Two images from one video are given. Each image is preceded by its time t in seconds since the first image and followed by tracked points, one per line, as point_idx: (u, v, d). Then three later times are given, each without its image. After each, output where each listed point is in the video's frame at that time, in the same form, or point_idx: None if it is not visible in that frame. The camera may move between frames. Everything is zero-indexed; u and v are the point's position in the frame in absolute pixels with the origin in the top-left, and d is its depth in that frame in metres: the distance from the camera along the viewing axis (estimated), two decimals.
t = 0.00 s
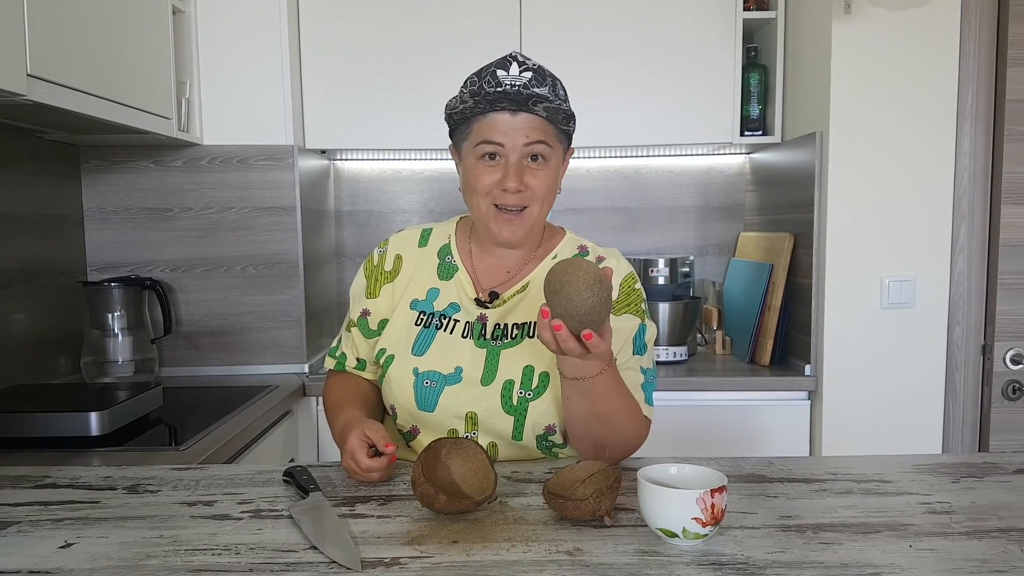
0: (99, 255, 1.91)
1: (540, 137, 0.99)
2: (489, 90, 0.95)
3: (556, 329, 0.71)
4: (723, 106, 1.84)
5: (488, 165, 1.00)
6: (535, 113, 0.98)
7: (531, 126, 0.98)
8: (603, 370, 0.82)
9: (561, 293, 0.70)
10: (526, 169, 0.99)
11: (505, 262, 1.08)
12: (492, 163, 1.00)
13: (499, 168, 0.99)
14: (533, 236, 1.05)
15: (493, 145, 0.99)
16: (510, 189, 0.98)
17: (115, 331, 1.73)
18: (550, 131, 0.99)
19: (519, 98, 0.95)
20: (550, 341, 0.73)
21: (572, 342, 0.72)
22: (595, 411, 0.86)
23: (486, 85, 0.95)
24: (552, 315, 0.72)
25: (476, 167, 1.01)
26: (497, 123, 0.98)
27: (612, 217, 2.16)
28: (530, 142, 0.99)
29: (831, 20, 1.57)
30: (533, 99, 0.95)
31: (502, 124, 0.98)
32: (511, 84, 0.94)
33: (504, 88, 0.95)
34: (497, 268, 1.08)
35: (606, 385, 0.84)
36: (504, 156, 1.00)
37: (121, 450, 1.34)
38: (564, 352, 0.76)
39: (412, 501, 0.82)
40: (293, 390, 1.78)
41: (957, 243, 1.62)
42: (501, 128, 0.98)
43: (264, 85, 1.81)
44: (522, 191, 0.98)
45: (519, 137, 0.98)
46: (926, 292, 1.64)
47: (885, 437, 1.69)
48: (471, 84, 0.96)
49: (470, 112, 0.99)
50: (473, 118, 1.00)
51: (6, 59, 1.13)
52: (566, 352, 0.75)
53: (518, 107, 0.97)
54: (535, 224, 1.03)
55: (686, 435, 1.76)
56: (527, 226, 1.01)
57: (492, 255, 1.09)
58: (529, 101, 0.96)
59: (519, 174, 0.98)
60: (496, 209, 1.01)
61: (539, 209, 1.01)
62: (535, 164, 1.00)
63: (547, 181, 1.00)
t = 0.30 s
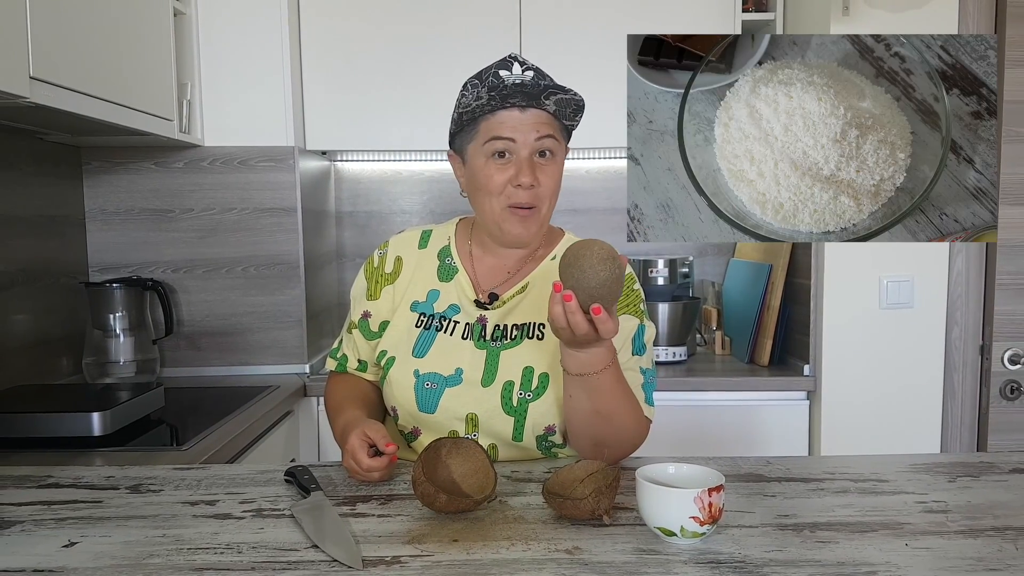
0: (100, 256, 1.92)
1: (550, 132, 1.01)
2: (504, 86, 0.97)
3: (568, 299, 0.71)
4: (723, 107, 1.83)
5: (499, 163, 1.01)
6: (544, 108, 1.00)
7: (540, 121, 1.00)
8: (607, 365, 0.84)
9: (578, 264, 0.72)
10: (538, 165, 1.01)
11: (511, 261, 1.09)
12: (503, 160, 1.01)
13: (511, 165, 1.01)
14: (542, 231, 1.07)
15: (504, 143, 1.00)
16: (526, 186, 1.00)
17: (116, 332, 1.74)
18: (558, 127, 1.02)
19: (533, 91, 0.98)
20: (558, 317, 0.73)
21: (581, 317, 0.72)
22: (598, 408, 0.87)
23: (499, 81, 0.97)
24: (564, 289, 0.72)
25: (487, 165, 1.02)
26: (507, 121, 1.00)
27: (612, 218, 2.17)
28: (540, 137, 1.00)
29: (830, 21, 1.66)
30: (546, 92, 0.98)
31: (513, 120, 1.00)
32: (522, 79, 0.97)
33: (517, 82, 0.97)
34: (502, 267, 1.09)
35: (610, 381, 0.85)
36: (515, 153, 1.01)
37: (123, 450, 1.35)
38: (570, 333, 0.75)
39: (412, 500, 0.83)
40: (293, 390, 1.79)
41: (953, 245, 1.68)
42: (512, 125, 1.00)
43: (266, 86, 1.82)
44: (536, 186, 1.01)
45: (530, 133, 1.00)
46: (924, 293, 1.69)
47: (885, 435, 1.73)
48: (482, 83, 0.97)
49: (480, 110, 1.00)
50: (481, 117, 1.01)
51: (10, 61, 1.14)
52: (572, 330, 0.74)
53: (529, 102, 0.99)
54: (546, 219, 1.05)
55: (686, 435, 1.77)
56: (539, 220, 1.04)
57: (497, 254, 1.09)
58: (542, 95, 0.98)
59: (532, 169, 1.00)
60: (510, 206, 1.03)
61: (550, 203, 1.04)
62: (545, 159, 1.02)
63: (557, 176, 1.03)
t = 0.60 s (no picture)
0: (99, 259, 1.92)
1: (547, 140, 1.01)
2: (501, 97, 0.96)
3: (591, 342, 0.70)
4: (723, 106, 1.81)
5: (497, 172, 1.01)
6: (541, 117, 0.99)
7: (537, 130, 1.00)
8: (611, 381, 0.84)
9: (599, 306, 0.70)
10: (536, 173, 1.01)
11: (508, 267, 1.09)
12: (500, 170, 1.01)
13: (509, 174, 1.01)
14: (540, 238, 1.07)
15: (502, 153, 1.00)
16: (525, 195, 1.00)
17: (115, 335, 1.73)
18: (556, 133, 1.02)
19: (530, 102, 0.97)
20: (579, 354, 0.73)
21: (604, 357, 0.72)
22: (599, 419, 0.87)
23: (496, 92, 0.96)
24: (585, 329, 0.72)
25: (484, 175, 1.02)
26: (504, 130, 0.99)
27: (611, 220, 2.17)
28: (538, 146, 1.00)
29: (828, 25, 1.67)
30: (543, 102, 0.97)
31: (510, 130, 0.99)
32: (518, 90, 0.97)
33: (513, 93, 0.96)
34: (498, 271, 1.09)
35: (613, 395, 0.85)
36: (513, 163, 1.01)
37: (120, 453, 1.35)
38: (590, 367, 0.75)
39: (408, 505, 0.83)
40: (292, 393, 1.79)
41: (952, 247, 1.69)
42: (509, 135, 0.99)
43: (264, 89, 1.82)
44: (535, 195, 1.01)
45: (528, 142, 1.00)
46: (921, 295, 1.70)
47: (883, 437, 1.73)
48: (478, 94, 0.97)
49: (477, 121, 0.99)
50: (478, 127, 1.00)
51: (9, 65, 1.14)
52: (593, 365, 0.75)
53: (526, 112, 0.98)
54: (544, 226, 1.05)
55: (684, 436, 1.77)
56: (538, 228, 1.04)
57: (495, 261, 1.09)
58: (540, 105, 0.98)
59: (531, 178, 1.00)
60: (509, 215, 1.02)
61: (549, 211, 1.04)
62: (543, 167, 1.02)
63: (555, 183, 1.03)
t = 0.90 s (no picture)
0: (94, 260, 1.91)
1: (541, 149, 1.00)
2: (494, 109, 0.95)
3: (603, 351, 0.70)
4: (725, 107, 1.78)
5: (490, 181, 1.01)
6: (536, 127, 0.98)
7: (531, 139, 0.99)
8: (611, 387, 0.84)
9: (611, 314, 0.70)
10: (530, 183, 1.00)
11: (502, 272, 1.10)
12: (494, 179, 1.01)
13: (503, 184, 1.00)
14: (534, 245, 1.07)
15: (496, 163, 1.00)
16: (518, 206, 1.00)
17: (110, 337, 1.73)
18: (550, 141, 1.01)
19: (525, 115, 0.96)
20: (588, 362, 0.72)
21: (613, 365, 0.71)
22: (598, 425, 0.87)
23: (488, 103, 0.95)
24: (596, 337, 0.71)
25: (478, 184, 1.01)
26: (497, 140, 0.99)
27: (609, 222, 2.17)
28: (531, 156, 0.99)
29: (824, 26, 1.66)
30: (537, 113, 0.96)
31: (503, 140, 0.98)
32: (511, 101, 0.95)
33: (507, 104, 0.95)
34: (492, 275, 1.09)
35: (612, 401, 0.85)
36: (507, 172, 1.00)
37: (114, 456, 1.34)
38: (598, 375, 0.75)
39: (400, 509, 0.82)
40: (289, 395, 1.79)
41: (950, 248, 1.68)
42: (503, 145, 0.99)
43: (261, 90, 1.81)
44: (529, 205, 1.00)
45: (522, 152, 0.99)
46: (919, 296, 1.69)
47: (881, 439, 1.73)
48: (471, 104, 0.96)
49: (471, 131, 0.98)
50: (472, 136, 0.99)
51: (3, 66, 1.14)
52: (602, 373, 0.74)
53: (520, 122, 0.97)
54: (538, 233, 1.05)
55: (681, 438, 1.76)
56: (531, 237, 1.04)
57: (489, 266, 1.09)
58: (534, 116, 0.96)
59: (525, 189, 1.00)
60: (502, 224, 1.02)
61: (543, 219, 1.03)
62: (537, 175, 1.01)
63: (550, 192, 1.02)
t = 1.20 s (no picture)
0: (93, 264, 1.91)
1: (540, 151, 1.00)
2: (493, 109, 0.95)
3: (596, 357, 0.70)
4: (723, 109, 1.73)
5: (489, 181, 1.01)
6: (535, 128, 0.98)
7: (531, 140, 0.99)
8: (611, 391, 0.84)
9: (603, 320, 0.69)
10: (529, 184, 1.01)
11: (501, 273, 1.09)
12: (493, 179, 1.01)
13: (502, 184, 1.01)
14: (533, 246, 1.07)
15: (495, 163, 1.00)
16: (517, 206, 1.00)
17: (109, 340, 1.72)
18: (550, 143, 1.01)
19: (524, 114, 0.96)
20: (583, 368, 0.72)
21: (609, 371, 0.71)
22: (599, 429, 0.87)
23: (488, 104, 0.95)
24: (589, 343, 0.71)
25: (477, 184, 1.01)
26: (497, 140, 0.99)
27: (608, 225, 2.16)
28: (531, 157, 0.99)
29: (824, 29, 1.66)
30: (537, 114, 0.96)
31: (503, 140, 0.98)
32: (511, 102, 0.95)
33: (507, 105, 0.95)
34: (491, 278, 1.09)
35: (614, 405, 0.85)
36: (506, 172, 1.00)
37: (113, 460, 1.33)
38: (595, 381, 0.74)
39: (400, 513, 0.82)
40: (288, 399, 1.78)
41: (951, 252, 1.67)
42: (502, 145, 0.99)
43: (261, 93, 1.81)
44: (527, 205, 1.01)
45: (521, 153, 0.99)
46: (919, 300, 1.69)
47: (881, 443, 1.73)
48: (471, 104, 0.95)
49: (470, 131, 0.98)
50: (472, 136, 0.99)
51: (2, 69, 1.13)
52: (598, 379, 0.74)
53: (520, 123, 0.97)
54: (537, 234, 1.05)
55: (681, 442, 1.76)
56: (530, 238, 1.04)
57: (487, 266, 1.09)
58: (533, 117, 0.96)
59: (524, 189, 1.00)
60: (500, 224, 1.02)
61: (542, 220, 1.03)
62: (537, 176, 1.01)
63: (549, 193, 1.02)
